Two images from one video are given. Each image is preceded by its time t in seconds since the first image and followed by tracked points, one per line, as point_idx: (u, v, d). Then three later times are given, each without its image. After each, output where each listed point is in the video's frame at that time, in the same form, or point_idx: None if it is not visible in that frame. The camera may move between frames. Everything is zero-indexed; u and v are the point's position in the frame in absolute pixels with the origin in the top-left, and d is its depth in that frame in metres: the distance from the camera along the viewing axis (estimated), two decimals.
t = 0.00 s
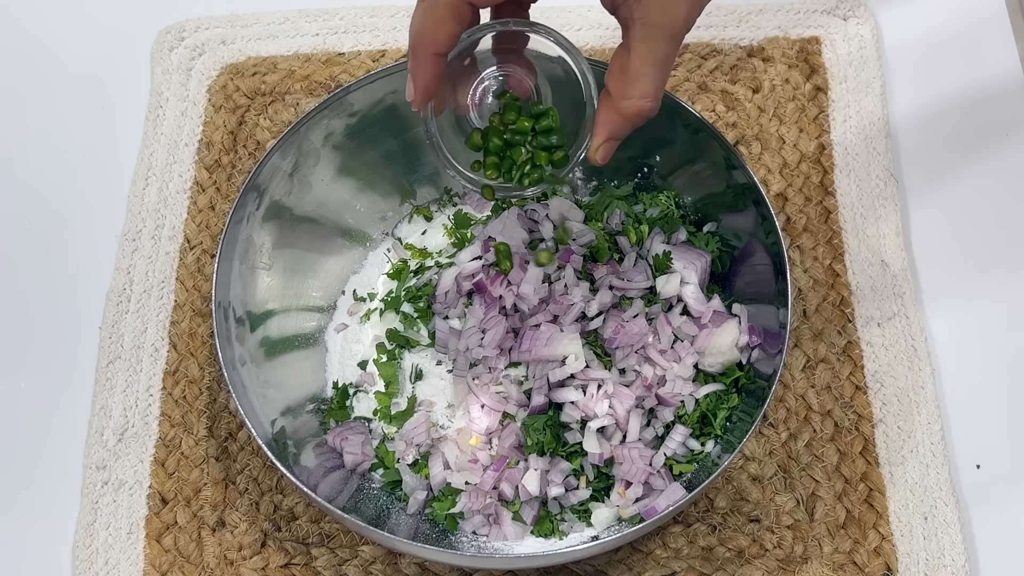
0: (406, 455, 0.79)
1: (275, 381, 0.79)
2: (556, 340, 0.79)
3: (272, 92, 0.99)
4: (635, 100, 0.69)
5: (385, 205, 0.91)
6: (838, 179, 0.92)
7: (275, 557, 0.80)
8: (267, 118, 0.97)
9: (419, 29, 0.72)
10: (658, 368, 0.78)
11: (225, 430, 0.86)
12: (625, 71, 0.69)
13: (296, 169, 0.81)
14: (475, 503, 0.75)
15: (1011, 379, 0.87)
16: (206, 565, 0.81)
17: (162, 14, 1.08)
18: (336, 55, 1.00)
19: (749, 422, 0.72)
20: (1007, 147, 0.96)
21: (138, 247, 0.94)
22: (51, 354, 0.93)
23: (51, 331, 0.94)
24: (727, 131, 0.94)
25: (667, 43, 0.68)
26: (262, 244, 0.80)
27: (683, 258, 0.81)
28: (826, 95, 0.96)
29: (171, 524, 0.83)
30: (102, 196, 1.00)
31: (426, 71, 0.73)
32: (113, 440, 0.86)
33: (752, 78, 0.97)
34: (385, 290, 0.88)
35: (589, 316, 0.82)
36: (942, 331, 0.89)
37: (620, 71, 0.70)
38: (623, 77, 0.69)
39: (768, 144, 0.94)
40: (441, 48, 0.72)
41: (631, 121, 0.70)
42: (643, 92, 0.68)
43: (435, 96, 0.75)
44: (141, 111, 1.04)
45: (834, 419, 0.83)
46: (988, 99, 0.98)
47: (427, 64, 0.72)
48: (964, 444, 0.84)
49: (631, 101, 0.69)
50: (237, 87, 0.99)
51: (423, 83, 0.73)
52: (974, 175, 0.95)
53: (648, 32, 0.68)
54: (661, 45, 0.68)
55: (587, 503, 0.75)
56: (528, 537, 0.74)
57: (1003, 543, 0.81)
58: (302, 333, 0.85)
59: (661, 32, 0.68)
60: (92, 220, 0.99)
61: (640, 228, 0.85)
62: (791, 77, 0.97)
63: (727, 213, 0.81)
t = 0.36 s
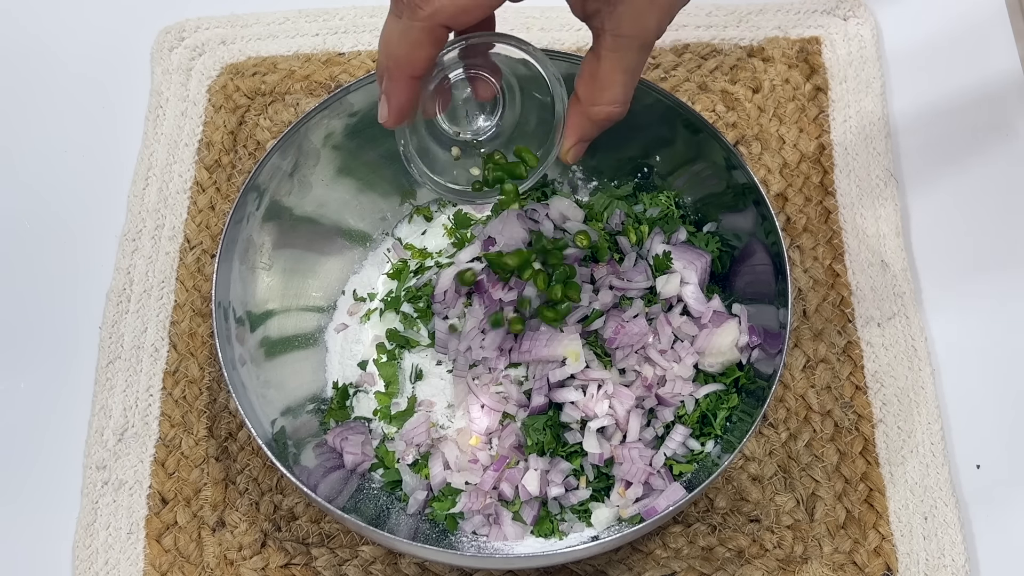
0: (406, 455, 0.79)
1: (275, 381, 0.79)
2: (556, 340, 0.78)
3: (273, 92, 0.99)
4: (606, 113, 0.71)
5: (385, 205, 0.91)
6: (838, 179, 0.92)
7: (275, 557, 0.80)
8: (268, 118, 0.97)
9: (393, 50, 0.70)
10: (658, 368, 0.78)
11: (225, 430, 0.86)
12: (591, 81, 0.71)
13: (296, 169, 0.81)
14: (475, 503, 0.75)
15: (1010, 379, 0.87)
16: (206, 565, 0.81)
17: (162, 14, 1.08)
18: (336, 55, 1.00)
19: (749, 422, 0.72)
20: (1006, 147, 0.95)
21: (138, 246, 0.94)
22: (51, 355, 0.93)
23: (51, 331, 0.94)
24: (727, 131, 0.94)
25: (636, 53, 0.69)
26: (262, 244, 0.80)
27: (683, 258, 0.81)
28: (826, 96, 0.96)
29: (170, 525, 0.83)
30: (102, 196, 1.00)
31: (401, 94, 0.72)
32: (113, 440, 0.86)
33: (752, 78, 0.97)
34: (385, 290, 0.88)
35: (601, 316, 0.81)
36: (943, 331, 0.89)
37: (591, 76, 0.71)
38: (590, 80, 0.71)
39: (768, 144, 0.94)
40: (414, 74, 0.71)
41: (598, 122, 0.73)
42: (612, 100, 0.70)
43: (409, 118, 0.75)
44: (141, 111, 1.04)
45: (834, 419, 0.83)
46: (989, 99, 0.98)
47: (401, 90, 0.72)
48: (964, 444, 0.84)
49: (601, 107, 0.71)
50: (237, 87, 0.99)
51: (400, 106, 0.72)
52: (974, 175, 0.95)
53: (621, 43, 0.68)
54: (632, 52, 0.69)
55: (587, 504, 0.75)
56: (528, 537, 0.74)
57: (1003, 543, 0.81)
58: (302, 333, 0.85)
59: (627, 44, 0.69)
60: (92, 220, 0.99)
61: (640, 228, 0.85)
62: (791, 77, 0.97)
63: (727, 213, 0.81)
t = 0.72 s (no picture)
0: (406, 455, 0.79)
1: (275, 381, 0.79)
2: (556, 341, 0.78)
3: (273, 92, 0.99)
4: (613, 125, 0.70)
5: (385, 205, 0.91)
6: (838, 179, 0.92)
7: (275, 557, 0.80)
8: (267, 118, 0.97)
9: (448, 142, 0.57)
10: (658, 368, 0.78)
11: (225, 430, 0.86)
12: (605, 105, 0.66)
13: (296, 169, 0.81)
14: (475, 503, 0.75)
15: (1011, 378, 0.87)
16: (206, 565, 0.81)
17: (162, 14, 1.08)
18: (336, 55, 1.00)
19: (749, 422, 0.72)
20: (1005, 145, 0.96)
21: (138, 246, 0.94)
22: (51, 354, 0.93)
23: (50, 331, 0.94)
24: (727, 131, 0.95)
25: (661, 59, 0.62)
26: (262, 244, 0.80)
27: (683, 258, 0.82)
28: (826, 96, 0.96)
29: (171, 524, 0.83)
30: (102, 196, 1.00)
31: (450, 174, 0.60)
32: (113, 440, 0.86)
33: (752, 79, 0.97)
34: (385, 290, 0.88)
35: (603, 318, 0.80)
36: (941, 327, 0.89)
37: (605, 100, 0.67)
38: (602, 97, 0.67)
39: (768, 144, 0.94)
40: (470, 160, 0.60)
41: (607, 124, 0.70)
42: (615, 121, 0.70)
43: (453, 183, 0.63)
44: (140, 111, 1.04)
45: (834, 419, 0.83)
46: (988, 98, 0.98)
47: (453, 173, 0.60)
48: (963, 444, 0.84)
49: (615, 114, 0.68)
50: (237, 87, 0.99)
51: (451, 184, 0.61)
52: (972, 175, 0.95)
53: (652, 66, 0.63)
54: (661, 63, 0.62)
55: (587, 503, 0.76)
56: (528, 537, 0.74)
57: (1003, 543, 0.81)
58: (302, 333, 0.85)
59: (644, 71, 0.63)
60: (92, 219, 0.99)
61: (639, 228, 0.85)
62: (790, 77, 0.97)
63: (727, 213, 0.81)
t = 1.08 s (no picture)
0: (406, 455, 0.79)
1: (275, 381, 0.79)
2: (556, 341, 0.78)
3: (272, 92, 0.99)
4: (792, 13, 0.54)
5: (385, 205, 0.92)
6: (838, 180, 0.92)
7: (275, 557, 0.80)
8: (267, 118, 0.97)
9: None
10: (658, 368, 0.78)
11: (225, 430, 0.86)
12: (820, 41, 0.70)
13: (296, 168, 0.81)
14: (475, 503, 0.75)
15: (1012, 379, 0.87)
16: (206, 565, 0.81)
17: (162, 15, 1.08)
18: (336, 55, 1.00)
19: (749, 422, 0.72)
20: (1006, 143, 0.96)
21: (138, 246, 0.94)
22: (51, 354, 0.93)
23: (51, 331, 0.94)
24: (727, 131, 0.94)
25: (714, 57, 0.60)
26: (262, 244, 0.80)
27: (683, 258, 0.82)
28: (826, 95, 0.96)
29: (170, 524, 0.83)
30: (102, 196, 1.00)
31: None
32: (113, 440, 0.86)
33: (752, 78, 0.97)
34: (385, 290, 0.88)
35: (603, 318, 0.80)
36: (942, 327, 0.89)
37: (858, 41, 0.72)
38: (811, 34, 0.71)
39: (768, 144, 0.94)
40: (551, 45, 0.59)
41: (863, 76, 0.77)
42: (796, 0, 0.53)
43: None
44: (141, 110, 1.04)
45: (834, 419, 0.83)
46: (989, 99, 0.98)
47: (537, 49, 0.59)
48: (963, 444, 0.84)
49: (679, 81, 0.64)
50: (237, 87, 0.99)
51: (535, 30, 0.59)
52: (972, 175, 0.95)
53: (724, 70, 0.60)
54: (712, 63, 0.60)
55: (587, 503, 0.76)
56: (528, 537, 0.74)
57: (1003, 544, 0.81)
58: (303, 333, 0.85)
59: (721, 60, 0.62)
60: (92, 219, 0.99)
61: (639, 228, 0.85)
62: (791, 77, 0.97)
63: (727, 213, 0.81)
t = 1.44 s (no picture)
0: (406, 455, 0.79)
1: (275, 381, 0.79)
2: (556, 341, 0.78)
3: (272, 92, 0.99)
4: None
5: (385, 205, 0.92)
6: (838, 180, 0.92)
7: (275, 556, 0.80)
8: (267, 118, 0.97)
9: None
10: (658, 368, 0.78)
11: (225, 430, 0.85)
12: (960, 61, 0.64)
13: (296, 168, 0.81)
14: (475, 503, 0.75)
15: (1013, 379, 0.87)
16: (206, 565, 0.81)
17: (162, 14, 1.08)
18: (336, 55, 1.00)
19: (749, 422, 0.72)
20: (1004, 142, 0.96)
21: (138, 247, 0.94)
22: (51, 354, 0.93)
23: (51, 330, 0.94)
24: (727, 131, 0.94)
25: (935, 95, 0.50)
26: (262, 244, 0.80)
27: (683, 258, 0.82)
28: (826, 95, 0.96)
29: (170, 524, 0.83)
30: (102, 196, 1.00)
31: None
32: (113, 440, 0.86)
33: (752, 78, 0.97)
34: (385, 290, 0.88)
35: (603, 318, 0.80)
36: (943, 328, 0.89)
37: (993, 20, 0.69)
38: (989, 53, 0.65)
39: (768, 144, 0.94)
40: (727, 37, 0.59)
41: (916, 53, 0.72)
42: None
43: None
44: (141, 110, 1.04)
45: (834, 419, 0.83)
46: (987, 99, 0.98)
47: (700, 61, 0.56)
48: (964, 445, 0.84)
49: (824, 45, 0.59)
50: (237, 87, 0.99)
51: None
52: (973, 175, 0.95)
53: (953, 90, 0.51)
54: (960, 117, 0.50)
55: (587, 504, 0.76)
56: (528, 537, 0.74)
57: (1003, 544, 0.81)
58: (303, 333, 0.85)
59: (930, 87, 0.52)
60: (92, 219, 0.99)
61: (639, 227, 0.85)
62: (791, 77, 0.97)
63: (726, 213, 0.81)
